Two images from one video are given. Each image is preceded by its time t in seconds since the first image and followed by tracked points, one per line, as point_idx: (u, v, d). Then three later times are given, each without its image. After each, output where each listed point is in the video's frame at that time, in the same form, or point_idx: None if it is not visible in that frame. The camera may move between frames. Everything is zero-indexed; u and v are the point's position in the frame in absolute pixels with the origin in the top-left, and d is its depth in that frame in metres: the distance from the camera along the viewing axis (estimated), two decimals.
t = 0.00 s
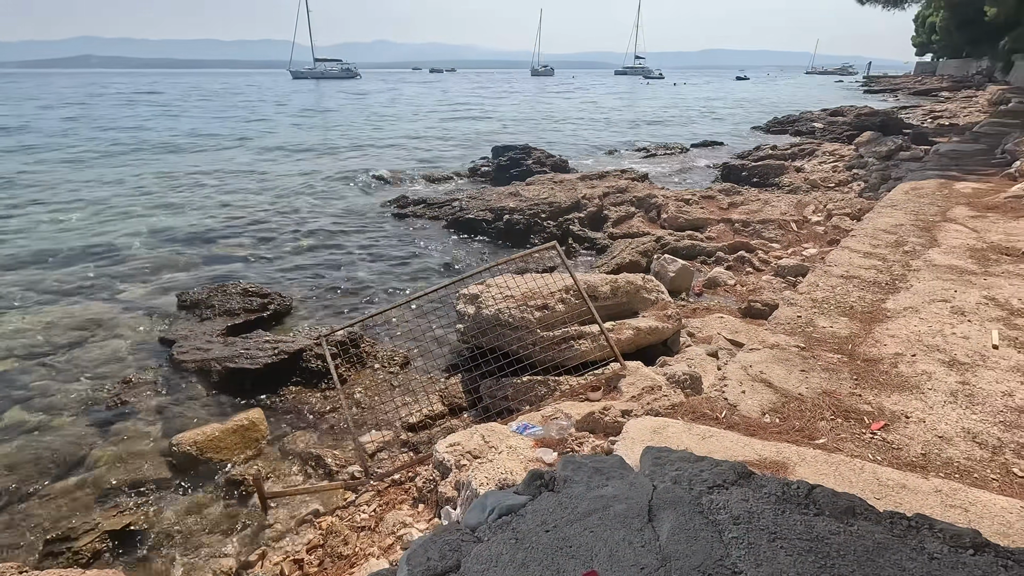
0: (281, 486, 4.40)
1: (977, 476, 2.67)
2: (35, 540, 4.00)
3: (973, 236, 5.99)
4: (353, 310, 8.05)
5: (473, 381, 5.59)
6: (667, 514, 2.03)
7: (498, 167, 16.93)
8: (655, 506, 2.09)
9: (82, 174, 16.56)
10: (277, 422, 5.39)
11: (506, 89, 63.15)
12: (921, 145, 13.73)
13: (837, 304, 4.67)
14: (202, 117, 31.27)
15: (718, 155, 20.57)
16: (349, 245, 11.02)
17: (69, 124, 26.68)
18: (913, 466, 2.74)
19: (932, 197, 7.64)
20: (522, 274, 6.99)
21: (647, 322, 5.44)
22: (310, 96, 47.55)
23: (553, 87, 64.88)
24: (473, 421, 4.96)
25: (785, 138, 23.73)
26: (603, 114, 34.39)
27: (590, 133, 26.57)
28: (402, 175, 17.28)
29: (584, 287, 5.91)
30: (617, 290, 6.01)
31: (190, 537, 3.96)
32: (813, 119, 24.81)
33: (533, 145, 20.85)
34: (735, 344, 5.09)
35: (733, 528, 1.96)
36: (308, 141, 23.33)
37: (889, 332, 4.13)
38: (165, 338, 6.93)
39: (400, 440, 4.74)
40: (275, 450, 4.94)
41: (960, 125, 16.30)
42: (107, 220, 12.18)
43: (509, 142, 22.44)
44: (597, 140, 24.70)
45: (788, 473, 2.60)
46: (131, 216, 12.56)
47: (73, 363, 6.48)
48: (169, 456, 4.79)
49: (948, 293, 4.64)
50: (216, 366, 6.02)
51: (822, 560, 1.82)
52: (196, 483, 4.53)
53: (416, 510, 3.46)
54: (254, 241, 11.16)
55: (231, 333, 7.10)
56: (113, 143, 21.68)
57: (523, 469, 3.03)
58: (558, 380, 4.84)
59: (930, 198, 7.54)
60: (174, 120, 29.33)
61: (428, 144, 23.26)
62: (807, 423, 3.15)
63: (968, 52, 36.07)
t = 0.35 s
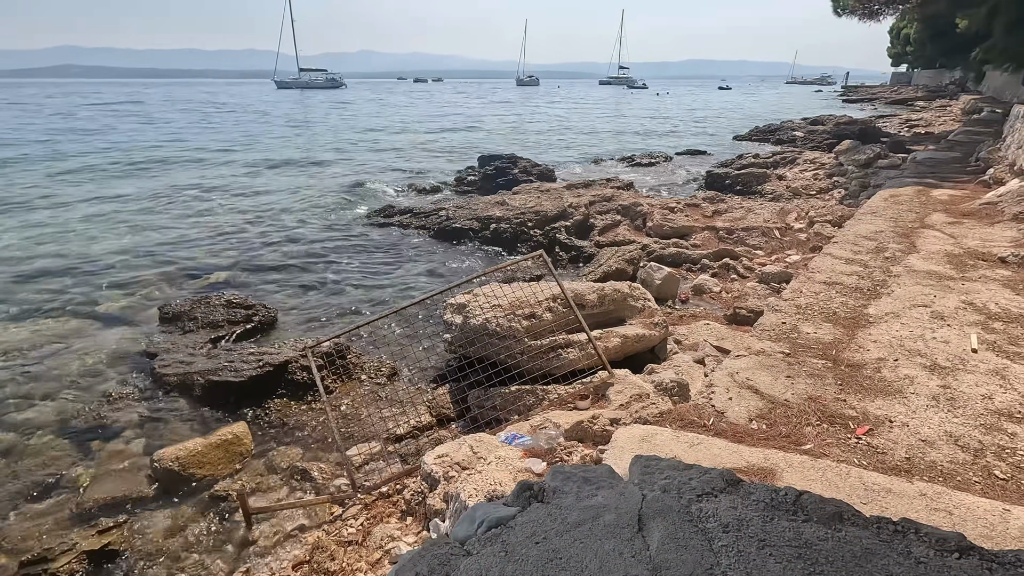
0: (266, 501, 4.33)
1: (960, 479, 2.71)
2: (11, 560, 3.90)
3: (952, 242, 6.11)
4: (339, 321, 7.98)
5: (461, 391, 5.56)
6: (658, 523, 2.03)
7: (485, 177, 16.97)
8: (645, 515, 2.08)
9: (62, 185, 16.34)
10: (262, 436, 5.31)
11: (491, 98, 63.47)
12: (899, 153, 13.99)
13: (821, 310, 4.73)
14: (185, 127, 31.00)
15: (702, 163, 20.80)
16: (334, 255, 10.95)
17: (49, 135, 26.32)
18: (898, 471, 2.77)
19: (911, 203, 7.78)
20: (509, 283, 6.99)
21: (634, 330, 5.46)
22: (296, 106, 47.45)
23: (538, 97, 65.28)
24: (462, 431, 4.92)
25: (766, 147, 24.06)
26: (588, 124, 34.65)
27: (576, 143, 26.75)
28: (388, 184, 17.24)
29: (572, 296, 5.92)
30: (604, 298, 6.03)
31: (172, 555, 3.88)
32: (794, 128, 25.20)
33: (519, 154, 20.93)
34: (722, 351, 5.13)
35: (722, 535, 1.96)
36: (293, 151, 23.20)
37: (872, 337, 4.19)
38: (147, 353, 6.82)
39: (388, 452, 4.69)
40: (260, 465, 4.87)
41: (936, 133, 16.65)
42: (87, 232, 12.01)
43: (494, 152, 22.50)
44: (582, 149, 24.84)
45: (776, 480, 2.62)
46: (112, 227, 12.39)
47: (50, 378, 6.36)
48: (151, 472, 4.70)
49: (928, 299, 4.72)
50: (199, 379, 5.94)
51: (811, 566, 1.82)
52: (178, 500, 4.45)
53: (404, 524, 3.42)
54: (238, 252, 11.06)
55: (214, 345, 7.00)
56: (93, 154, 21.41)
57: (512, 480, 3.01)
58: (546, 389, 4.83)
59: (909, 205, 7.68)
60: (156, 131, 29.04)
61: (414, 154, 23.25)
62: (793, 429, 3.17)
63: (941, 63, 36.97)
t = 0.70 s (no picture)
0: (255, 514, 4.28)
1: (949, 483, 2.72)
2: None
3: (936, 248, 6.19)
4: (329, 330, 7.94)
5: (453, 400, 5.53)
6: (651, 532, 2.03)
7: (475, 185, 16.98)
8: (638, 524, 2.08)
9: (47, 194, 16.17)
10: (251, 448, 5.26)
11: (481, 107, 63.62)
12: (884, 160, 14.18)
13: (810, 316, 4.76)
14: (173, 136, 30.81)
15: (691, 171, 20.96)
16: (324, 263, 10.90)
17: (35, 143, 26.06)
18: (888, 475, 2.79)
19: (896, 210, 7.88)
20: (500, 291, 6.98)
21: (626, 337, 5.47)
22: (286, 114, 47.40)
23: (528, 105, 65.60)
24: (454, 440, 4.89)
25: (753, 155, 24.31)
26: (578, 132, 34.83)
27: (566, 151, 26.88)
28: (378, 193, 17.21)
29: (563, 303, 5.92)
30: (595, 305, 6.04)
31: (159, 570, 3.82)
32: (781, 136, 25.49)
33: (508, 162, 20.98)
34: (713, 357, 5.14)
35: (716, 543, 1.96)
36: (282, 160, 23.12)
37: (860, 343, 4.22)
38: (134, 364, 6.74)
39: (379, 462, 4.65)
40: (249, 477, 4.81)
41: (919, 141, 16.90)
42: (72, 241, 11.88)
43: (484, 160, 22.54)
44: (571, 157, 24.96)
45: (768, 486, 2.63)
46: (98, 236, 12.27)
47: (34, 389, 6.26)
48: (137, 486, 4.63)
49: (914, 304, 4.77)
50: (187, 391, 5.86)
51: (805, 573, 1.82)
52: (165, 514, 4.38)
53: (395, 535, 3.39)
54: (226, 260, 10.97)
55: (202, 356, 6.92)
56: (80, 163, 21.23)
57: (505, 489, 3.00)
58: (538, 397, 4.81)
59: (894, 212, 7.77)
60: (144, 139, 28.84)
61: (404, 163, 23.24)
62: (784, 434, 3.18)
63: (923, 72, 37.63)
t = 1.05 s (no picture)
0: (245, 535, 4.21)
1: (943, 497, 2.73)
2: None
3: (924, 262, 6.26)
4: (321, 347, 7.89)
5: (446, 417, 5.50)
6: (646, 550, 2.01)
7: (468, 201, 17.06)
8: (634, 542, 2.07)
9: (38, 210, 16.09)
10: (241, 467, 5.19)
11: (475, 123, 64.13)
12: (871, 176, 14.39)
13: (802, 330, 4.79)
14: (167, 152, 30.81)
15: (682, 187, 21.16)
16: (316, 280, 10.86)
17: (27, 160, 25.99)
18: (882, 490, 2.79)
19: (884, 225, 7.97)
20: (494, 306, 6.98)
21: (619, 352, 5.47)
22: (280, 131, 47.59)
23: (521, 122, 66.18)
24: (447, 458, 4.86)
25: (743, 170, 24.59)
26: (570, 149, 35.15)
27: (559, 167, 27.09)
28: (372, 209, 17.24)
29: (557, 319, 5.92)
30: (588, 320, 6.05)
31: None
32: (770, 152, 25.82)
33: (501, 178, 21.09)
34: (706, 372, 5.15)
35: (712, 561, 1.95)
36: (276, 176, 23.14)
37: (852, 357, 4.24)
38: (123, 383, 6.66)
39: (372, 480, 4.60)
40: (239, 497, 4.74)
41: (905, 157, 17.15)
42: (62, 258, 11.80)
43: (477, 176, 22.66)
44: (563, 173, 25.13)
45: (763, 502, 2.62)
46: (88, 254, 12.18)
47: (20, 408, 6.16)
48: (125, 507, 4.55)
49: (904, 318, 4.81)
50: (177, 409, 5.80)
51: None
52: (153, 536, 4.31)
53: (389, 555, 3.34)
54: (217, 277, 10.91)
55: (193, 374, 6.86)
56: (72, 179, 21.17)
57: (499, 508, 2.97)
58: (532, 413, 4.79)
59: (882, 226, 7.87)
60: (137, 156, 28.82)
61: (396, 179, 23.29)
62: (778, 449, 3.18)
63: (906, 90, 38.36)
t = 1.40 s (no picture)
0: (234, 560, 4.15)
1: (931, 513, 2.76)
2: None
3: (909, 279, 6.36)
4: (312, 367, 7.85)
5: (438, 437, 5.48)
6: (639, 570, 2.03)
7: (460, 221, 17.14)
8: (627, 562, 2.08)
9: (26, 231, 15.98)
10: (230, 491, 5.13)
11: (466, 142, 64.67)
12: (855, 194, 14.65)
13: (790, 348, 4.84)
14: (158, 172, 30.79)
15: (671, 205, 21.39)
16: (307, 299, 10.83)
17: (16, 180, 25.86)
18: (871, 506, 2.81)
19: (869, 243, 8.10)
20: (486, 326, 6.99)
21: (611, 371, 5.49)
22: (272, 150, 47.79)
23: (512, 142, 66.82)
24: (440, 479, 4.83)
25: (731, 189, 24.92)
26: (561, 168, 35.50)
27: (550, 186, 27.33)
28: (363, 229, 17.27)
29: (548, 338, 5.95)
30: (580, 339, 6.08)
31: None
32: (757, 171, 26.21)
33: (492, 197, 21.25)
34: (697, 390, 5.18)
35: None
36: (267, 196, 23.18)
37: (840, 374, 4.29)
38: (110, 406, 6.58)
39: (363, 503, 4.57)
40: (228, 521, 4.68)
41: (889, 176, 17.49)
42: (50, 279, 11.70)
43: (468, 196, 22.82)
44: (554, 192, 25.35)
45: (753, 520, 2.64)
46: (76, 274, 12.09)
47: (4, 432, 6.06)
48: (111, 533, 4.48)
49: (890, 335, 4.88)
50: (165, 432, 5.73)
51: None
52: (140, 563, 4.24)
53: None
54: (207, 297, 10.86)
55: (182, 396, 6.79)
56: (61, 199, 21.09)
57: (492, 529, 2.96)
58: (525, 433, 4.78)
59: (867, 244, 8.01)
60: (127, 175, 28.76)
61: (388, 198, 23.39)
62: (768, 467, 3.20)
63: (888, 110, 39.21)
